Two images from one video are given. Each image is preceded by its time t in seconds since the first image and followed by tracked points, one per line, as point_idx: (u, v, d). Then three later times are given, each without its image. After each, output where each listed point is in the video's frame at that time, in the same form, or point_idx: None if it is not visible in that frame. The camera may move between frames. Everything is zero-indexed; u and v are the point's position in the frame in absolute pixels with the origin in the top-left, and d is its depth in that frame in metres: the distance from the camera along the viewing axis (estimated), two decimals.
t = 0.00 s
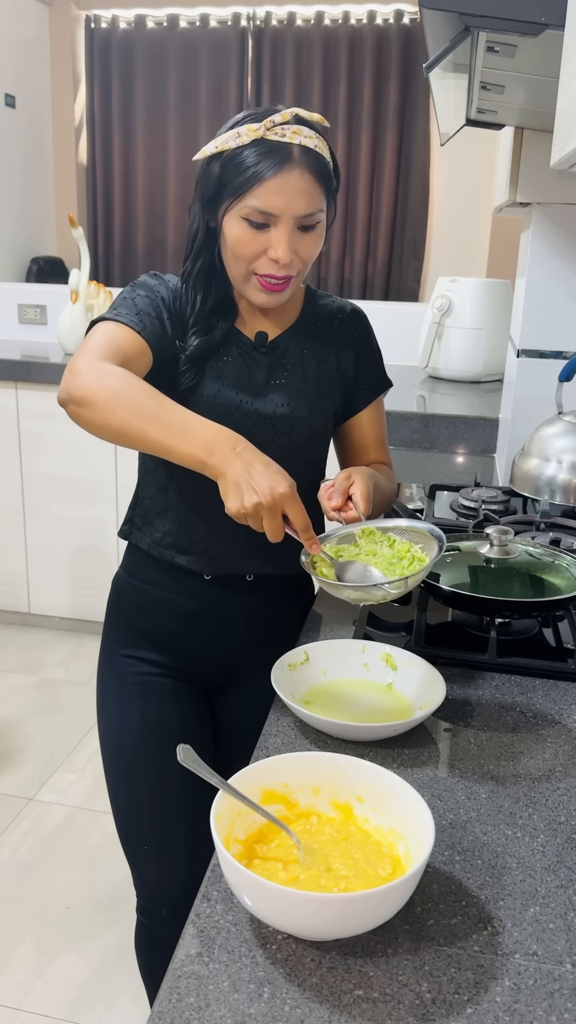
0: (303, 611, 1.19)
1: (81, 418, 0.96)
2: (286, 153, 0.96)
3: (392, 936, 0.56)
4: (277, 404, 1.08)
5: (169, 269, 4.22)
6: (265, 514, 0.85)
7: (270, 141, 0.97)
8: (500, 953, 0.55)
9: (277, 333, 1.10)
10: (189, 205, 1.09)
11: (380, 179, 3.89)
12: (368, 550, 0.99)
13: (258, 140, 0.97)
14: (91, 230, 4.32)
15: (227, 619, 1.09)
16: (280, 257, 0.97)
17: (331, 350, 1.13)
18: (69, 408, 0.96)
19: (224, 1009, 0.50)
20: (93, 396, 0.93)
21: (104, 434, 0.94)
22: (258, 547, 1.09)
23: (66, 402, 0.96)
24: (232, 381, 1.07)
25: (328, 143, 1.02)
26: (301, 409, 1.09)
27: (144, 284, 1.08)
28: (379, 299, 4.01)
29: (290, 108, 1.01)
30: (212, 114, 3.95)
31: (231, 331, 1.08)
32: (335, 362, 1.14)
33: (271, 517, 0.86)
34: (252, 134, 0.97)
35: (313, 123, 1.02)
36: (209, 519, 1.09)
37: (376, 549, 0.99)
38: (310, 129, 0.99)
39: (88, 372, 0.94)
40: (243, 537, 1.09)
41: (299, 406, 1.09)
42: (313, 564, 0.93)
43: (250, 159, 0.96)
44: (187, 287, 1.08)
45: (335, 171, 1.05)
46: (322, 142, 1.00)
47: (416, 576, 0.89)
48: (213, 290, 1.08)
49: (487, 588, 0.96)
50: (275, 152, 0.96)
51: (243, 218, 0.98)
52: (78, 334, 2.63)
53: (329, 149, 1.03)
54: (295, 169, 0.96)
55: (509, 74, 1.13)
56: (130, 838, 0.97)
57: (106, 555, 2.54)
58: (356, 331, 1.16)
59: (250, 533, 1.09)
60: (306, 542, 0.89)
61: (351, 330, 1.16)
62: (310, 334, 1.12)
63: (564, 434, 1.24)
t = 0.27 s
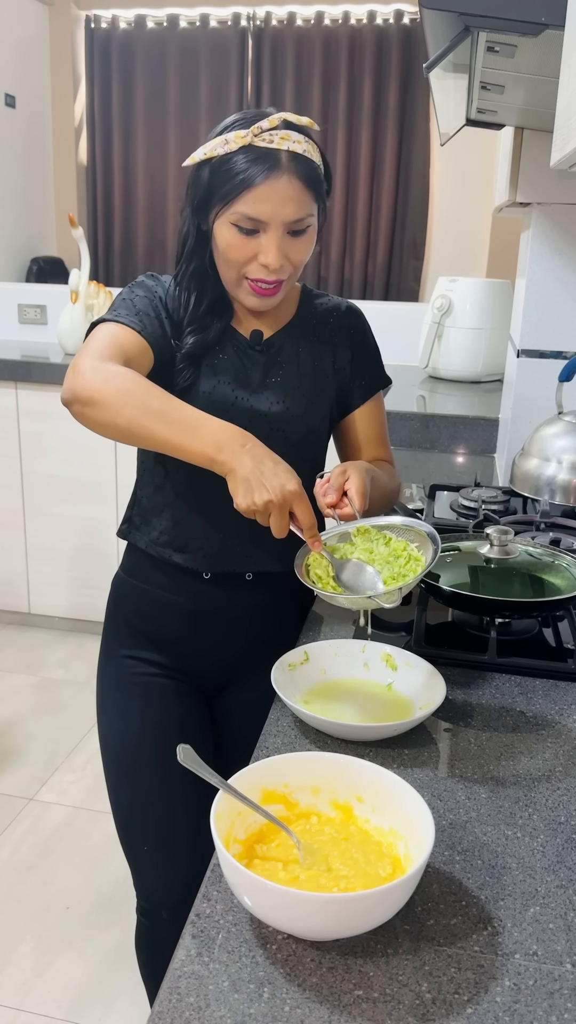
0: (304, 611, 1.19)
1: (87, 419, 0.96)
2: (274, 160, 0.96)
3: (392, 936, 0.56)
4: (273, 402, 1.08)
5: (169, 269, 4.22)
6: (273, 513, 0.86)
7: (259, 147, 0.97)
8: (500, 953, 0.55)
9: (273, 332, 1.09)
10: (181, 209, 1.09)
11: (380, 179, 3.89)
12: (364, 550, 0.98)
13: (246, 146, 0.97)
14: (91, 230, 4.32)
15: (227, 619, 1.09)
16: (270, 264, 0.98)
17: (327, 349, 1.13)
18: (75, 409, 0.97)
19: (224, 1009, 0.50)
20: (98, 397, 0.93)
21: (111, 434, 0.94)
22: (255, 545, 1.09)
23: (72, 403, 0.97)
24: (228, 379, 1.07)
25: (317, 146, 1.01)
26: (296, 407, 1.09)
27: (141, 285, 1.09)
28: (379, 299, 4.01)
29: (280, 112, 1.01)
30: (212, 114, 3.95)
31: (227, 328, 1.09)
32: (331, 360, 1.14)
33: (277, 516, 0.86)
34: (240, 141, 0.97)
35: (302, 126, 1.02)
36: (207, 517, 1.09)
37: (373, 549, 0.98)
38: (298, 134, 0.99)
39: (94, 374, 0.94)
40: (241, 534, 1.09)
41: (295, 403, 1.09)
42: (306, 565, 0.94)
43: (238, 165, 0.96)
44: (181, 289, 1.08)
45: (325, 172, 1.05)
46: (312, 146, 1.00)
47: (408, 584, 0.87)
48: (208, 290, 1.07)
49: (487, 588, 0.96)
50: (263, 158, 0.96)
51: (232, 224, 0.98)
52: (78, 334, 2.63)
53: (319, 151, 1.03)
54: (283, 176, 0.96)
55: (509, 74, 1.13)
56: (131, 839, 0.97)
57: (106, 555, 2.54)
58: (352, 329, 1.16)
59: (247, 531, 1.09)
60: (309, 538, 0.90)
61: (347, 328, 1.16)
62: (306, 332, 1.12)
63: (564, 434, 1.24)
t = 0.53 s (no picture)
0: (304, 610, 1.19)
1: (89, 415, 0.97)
2: (266, 167, 0.96)
3: (392, 936, 0.56)
4: (269, 401, 1.08)
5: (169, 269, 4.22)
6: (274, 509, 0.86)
7: (251, 155, 0.96)
8: (500, 953, 0.55)
9: (269, 331, 1.09)
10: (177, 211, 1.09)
11: (380, 179, 3.89)
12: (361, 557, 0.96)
13: (238, 153, 0.97)
14: (91, 230, 4.32)
15: (227, 619, 1.09)
16: (262, 271, 0.98)
17: (325, 347, 1.13)
18: (78, 405, 0.97)
19: (224, 1009, 0.50)
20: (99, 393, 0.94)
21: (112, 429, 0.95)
22: (253, 544, 1.09)
23: (74, 398, 0.97)
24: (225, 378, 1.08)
25: (310, 152, 1.01)
26: (293, 406, 1.09)
27: (140, 285, 1.10)
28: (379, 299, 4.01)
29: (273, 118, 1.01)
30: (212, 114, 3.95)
31: (224, 328, 1.09)
32: (328, 358, 1.14)
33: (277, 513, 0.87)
34: (232, 148, 0.97)
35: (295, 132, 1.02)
36: (205, 517, 1.09)
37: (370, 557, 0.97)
38: (291, 140, 0.99)
39: (94, 370, 0.95)
40: (239, 533, 1.09)
41: (291, 402, 1.09)
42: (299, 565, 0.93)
43: (231, 172, 0.96)
44: (177, 290, 1.08)
45: (319, 177, 1.05)
46: (304, 152, 1.00)
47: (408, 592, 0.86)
48: (204, 290, 1.08)
49: (487, 588, 0.96)
50: (256, 165, 0.96)
51: (225, 230, 0.99)
52: (78, 334, 2.63)
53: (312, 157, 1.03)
54: (275, 183, 0.96)
55: (509, 74, 1.13)
56: (131, 839, 0.97)
57: (106, 555, 2.54)
58: (349, 327, 1.16)
59: (245, 530, 1.09)
60: (309, 536, 0.91)
61: (344, 326, 1.16)
62: (303, 331, 1.12)
63: (564, 434, 1.24)
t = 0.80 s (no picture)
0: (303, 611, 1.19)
1: (91, 374, 0.97)
2: (263, 174, 0.96)
3: (392, 936, 0.56)
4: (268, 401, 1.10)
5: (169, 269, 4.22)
6: (285, 443, 0.86)
7: (247, 161, 0.96)
8: (500, 953, 0.55)
9: (269, 330, 1.11)
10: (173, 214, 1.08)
11: (380, 180, 3.89)
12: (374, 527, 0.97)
13: (235, 160, 0.97)
14: (91, 231, 4.32)
15: (227, 618, 1.09)
16: (259, 276, 0.99)
17: (324, 346, 1.14)
18: (77, 361, 0.98)
19: (224, 1009, 0.50)
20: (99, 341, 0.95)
21: (114, 382, 0.95)
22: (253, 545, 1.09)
23: (74, 355, 0.99)
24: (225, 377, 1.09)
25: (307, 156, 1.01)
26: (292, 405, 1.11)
27: (142, 277, 1.11)
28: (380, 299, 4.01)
29: (270, 122, 1.00)
30: (212, 114, 3.95)
31: (223, 328, 1.10)
32: (328, 357, 1.14)
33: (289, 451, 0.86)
34: (228, 155, 0.96)
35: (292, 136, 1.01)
36: (204, 516, 1.09)
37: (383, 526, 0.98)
38: (288, 145, 0.99)
39: (98, 321, 0.97)
40: (238, 533, 1.09)
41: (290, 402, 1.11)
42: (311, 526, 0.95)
43: (228, 178, 0.96)
44: (176, 291, 1.08)
45: (316, 179, 1.05)
46: (301, 157, 1.00)
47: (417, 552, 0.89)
48: (203, 293, 1.08)
49: (487, 588, 0.96)
50: (252, 172, 0.96)
51: (222, 236, 0.99)
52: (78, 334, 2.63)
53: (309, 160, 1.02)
54: (271, 191, 0.96)
55: (509, 74, 1.13)
56: (130, 838, 0.97)
57: (106, 556, 2.54)
58: (348, 324, 1.16)
59: (244, 529, 1.09)
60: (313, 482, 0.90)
61: (343, 324, 1.16)
62: (303, 330, 1.13)
63: (564, 434, 1.24)
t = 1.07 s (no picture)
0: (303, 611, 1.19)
1: (77, 361, 0.98)
2: (274, 177, 0.96)
3: (392, 936, 0.56)
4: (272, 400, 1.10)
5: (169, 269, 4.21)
6: (276, 455, 0.86)
7: (258, 163, 0.96)
8: (500, 953, 0.55)
9: (273, 331, 1.10)
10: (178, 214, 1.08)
11: (380, 179, 3.89)
12: (374, 508, 1.00)
13: (246, 162, 0.97)
14: (91, 230, 4.32)
15: (228, 618, 1.09)
16: (267, 277, 0.99)
17: (327, 347, 1.14)
18: (64, 344, 0.98)
19: (224, 1009, 0.50)
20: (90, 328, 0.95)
21: (99, 372, 0.95)
22: (256, 544, 1.10)
23: (62, 337, 0.99)
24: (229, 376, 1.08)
25: (316, 158, 1.01)
26: (296, 404, 1.11)
27: (149, 273, 1.11)
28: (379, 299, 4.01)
29: (280, 124, 1.00)
30: (212, 114, 3.95)
31: (227, 327, 1.09)
32: (332, 358, 1.15)
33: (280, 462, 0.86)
34: (240, 157, 0.96)
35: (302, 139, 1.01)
36: (207, 515, 1.09)
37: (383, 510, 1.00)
38: (298, 148, 0.99)
39: (91, 309, 0.97)
40: (241, 532, 1.09)
41: (294, 401, 1.11)
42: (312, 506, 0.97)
43: (238, 180, 0.96)
44: (180, 290, 1.08)
45: (324, 182, 1.05)
46: (311, 159, 1.00)
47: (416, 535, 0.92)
48: (208, 293, 1.07)
49: (488, 588, 0.97)
50: (263, 175, 0.96)
51: (231, 237, 0.99)
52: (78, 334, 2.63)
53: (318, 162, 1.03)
54: (282, 193, 0.97)
55: (509, 74, 1.13)
56: (132, 838, 0.97)
57: (106, 556, 2.54)
58: (350, 325, 1.17)
59: (248, 528, 1.09)
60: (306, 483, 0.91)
61: (346, 326, 1.17)
62: (307, 330, 1.13)
63: (564, 434, 1.24)
